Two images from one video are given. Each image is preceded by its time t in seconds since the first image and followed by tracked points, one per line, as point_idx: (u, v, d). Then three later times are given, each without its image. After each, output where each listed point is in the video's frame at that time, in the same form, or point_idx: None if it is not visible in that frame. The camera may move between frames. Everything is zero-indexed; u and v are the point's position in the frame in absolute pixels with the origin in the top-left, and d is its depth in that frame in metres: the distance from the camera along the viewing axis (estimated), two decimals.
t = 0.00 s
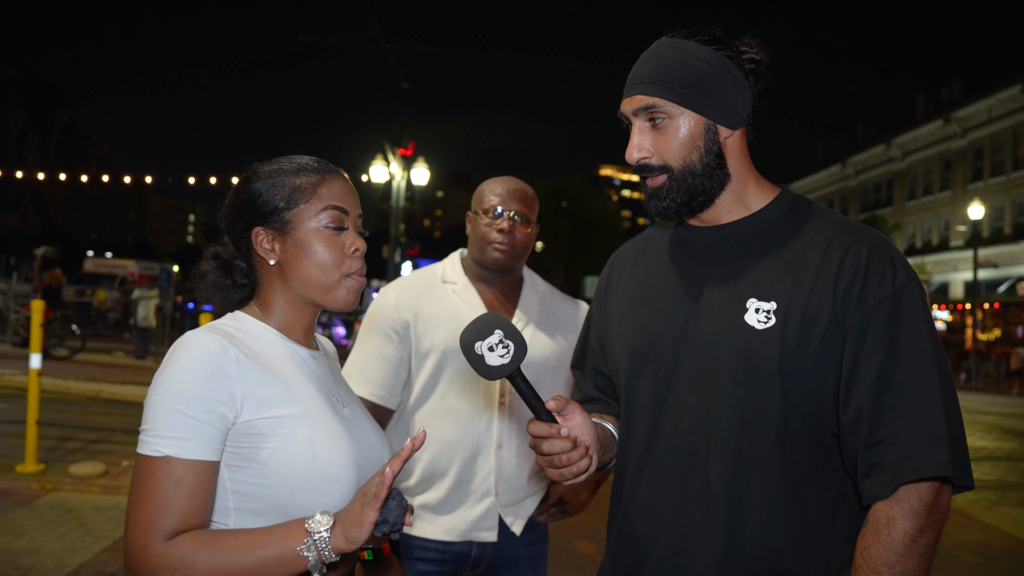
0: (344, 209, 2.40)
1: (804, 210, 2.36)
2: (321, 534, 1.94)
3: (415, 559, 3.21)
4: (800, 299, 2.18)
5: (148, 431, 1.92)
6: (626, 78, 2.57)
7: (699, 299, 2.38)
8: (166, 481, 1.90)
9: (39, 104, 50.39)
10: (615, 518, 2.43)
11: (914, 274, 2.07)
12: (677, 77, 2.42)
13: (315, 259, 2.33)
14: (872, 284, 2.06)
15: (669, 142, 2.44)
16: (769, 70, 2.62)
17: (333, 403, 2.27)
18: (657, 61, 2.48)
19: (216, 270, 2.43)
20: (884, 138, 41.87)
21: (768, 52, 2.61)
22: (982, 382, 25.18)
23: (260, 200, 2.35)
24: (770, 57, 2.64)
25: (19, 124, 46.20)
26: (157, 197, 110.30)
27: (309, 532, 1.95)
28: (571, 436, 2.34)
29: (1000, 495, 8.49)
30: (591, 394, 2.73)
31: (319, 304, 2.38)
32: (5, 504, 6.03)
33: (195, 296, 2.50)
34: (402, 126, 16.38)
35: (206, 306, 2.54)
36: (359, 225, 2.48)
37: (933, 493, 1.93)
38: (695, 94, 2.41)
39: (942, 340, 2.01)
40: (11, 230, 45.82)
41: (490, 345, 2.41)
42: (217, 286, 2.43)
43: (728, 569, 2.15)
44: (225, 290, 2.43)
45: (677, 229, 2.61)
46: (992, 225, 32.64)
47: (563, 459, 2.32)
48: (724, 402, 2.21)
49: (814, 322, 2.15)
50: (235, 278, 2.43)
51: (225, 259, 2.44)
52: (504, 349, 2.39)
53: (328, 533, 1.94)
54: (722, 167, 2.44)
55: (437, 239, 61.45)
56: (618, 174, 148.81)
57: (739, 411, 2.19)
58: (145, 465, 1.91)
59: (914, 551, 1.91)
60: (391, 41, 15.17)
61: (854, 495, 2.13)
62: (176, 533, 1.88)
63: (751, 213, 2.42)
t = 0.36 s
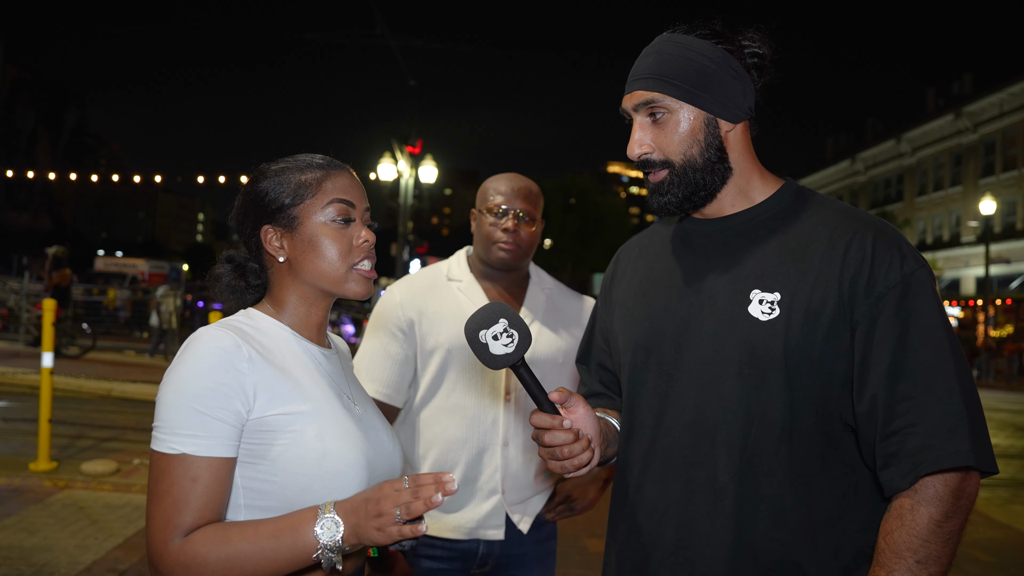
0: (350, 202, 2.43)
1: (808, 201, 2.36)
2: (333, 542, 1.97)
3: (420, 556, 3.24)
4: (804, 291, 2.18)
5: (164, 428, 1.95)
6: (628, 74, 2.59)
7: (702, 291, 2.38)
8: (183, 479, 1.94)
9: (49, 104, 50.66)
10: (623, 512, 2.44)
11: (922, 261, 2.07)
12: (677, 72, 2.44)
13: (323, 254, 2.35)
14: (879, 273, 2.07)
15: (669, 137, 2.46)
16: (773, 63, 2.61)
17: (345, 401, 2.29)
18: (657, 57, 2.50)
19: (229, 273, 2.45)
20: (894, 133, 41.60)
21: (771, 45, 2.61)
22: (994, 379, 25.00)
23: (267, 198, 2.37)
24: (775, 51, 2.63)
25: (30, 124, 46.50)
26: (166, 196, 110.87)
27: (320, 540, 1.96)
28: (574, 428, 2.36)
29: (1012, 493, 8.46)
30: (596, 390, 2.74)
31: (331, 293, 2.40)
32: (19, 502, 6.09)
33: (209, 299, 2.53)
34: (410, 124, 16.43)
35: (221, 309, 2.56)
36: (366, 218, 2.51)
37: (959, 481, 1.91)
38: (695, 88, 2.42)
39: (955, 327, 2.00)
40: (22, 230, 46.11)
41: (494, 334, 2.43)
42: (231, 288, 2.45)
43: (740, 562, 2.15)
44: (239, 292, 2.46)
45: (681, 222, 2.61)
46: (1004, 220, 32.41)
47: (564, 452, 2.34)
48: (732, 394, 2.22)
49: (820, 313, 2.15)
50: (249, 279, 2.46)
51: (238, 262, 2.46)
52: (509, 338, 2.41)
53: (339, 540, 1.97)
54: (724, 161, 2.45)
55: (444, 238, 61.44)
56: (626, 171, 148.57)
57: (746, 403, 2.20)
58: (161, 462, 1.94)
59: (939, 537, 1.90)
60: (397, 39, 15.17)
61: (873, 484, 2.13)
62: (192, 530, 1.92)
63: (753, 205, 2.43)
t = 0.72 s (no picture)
0: (360, 213, 2.42)
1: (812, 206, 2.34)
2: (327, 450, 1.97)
3: (423, 564, 3.20)
4: (808, 295, 2.16)
5: (168, 433, 1.93)
6: (631, 76, 2.59)
7: (703, 295, 2.37)
8: (191, 476, 1.89)
9: (57, 112, 50.96)
10: (627, 518, 2.41)
11: (927, 261, 2.06)
12: (678, 72, 2.44)
13: (333, 265, 2.34)
14: (887, 276, 2.05)
15: (667, 135, 2.45)
16: (777, 78, 2.61)
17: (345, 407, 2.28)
18: (659, 58, 2.50)
19: (231, 282, 2.46)
20: (900, 138, 41.53)
21: (775, 59, 2.60)
22: (1001, 385, 24.90)
23: (275, 210, 2.36)
24: (779, 65, 2.63)
25: (37, 131, 46.74)
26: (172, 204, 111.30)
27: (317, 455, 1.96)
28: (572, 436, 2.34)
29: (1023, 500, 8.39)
30: (599, 400, 2.72)
31: (336, 309, 2.38)
32: (23, 510, 6.09)
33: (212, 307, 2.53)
34: (416, 131, 16.49)
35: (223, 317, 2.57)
36: (374, 228, 2.50)
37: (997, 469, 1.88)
38: (695, 87, 2.42)
39: (968, 330, 1.98)
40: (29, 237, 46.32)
41: (492, 340, 2.42)
42: (233, 297, 2.45)
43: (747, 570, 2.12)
44: (241, 301, 2.46)
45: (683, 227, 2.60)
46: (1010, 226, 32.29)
47: (563, 460, 2.31)
48: (735, 399, 2.20)
49: (824, 316, 2.13)
50: (251, 289, 2.45)
51: (239, 270, 2.47)
52: (507, 344, 2.39)
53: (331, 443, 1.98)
54: (723, 160, 2.44)
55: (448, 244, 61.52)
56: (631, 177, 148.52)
57: (750, 408, 2.17)
58: (169, 464, 1.91)
59: (974, 527, 1.88)
60: (404, 46, 15.23)
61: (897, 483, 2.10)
62: (197, 525, 1.86)
63: (754, 209, 2.42)
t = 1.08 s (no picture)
0: (354, 206, 2.45)
1: (809, 206, 2.37)
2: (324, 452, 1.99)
3: (427, 562, 3.24)
4: (807, 293, 2.19)
5: (176, 434, 1.97)
6: (622, 82, 2.62)
7: (704, 295, 2.40)
8: (199, 480, 1.93)
9: (58, 115, 51.01)
10: (630, 515, 2.45)
11: (924, 262, 2.08)
12: (669, 76, 2.47)
13: (332, 261, 2.37)
14: (883, 275, 2.08)
15: (660, 138, 2.48)
16: (766, 76, 2.64)
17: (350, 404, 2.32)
18: (649, 63, 2.54)
19: (233, 286, 2.49)
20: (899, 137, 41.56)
21: (764, 58, 2.63)
22: (1002, 384, 24.89)
23: (271, 210, 2.39)
24: (769, 63, 2.66)
25: (38, 133, 46.75)
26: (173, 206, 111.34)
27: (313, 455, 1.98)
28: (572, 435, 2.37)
29: (1020, 498, 8.43)
30: (599, 402, 2.76)
31: (339, 303, 2.42)
32: (28, 510, 6.13)
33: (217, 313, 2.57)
34: (416, 131, 16.52)
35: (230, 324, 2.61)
36: (370, 221, 2.53)
37: (979, 480, 1.92)
38: (686, 90, 2.45)
39: (959, 331, 2.01)
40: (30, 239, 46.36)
41: (491, 339, 2.44)
42: (236, 301, 2.49)
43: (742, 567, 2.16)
44: (244, 304, 2.49)
45: (679, 227, 2.63)
46: (1011, 224, 32.28)
47: (563, 459, 2.34)
48: (735, 397, 2.23)
49: (823, 315, 2.16)
50: (253, 291, 2.49)
51: (241, 275, 2.49)
52: (506, 343, 2.42)
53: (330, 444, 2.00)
54: (716, 160, 2.47)
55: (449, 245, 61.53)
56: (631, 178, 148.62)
57: (751, 405, 2.21)
58: (178, 467, 1.95)
59: (956, 537, 1.90)
60: (402, 48, 15.27)
61: (877, 487, 2.13)
62: (205, 526, 1.90)
63: (752, 209, 2.45)
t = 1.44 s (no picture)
0: (371, 208, 2.44)
1: (813, 201, 2.35)
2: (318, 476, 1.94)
3: (435, 558, 3.23)
4: (810, 289, 2.17)
5: (165, 431, 1.95)
6: (624, 80, 2.60)
7: (708, 290, 2.38)
8: (180, 475, 1.91)
9: (62, 111, 51.13)
10: (637, 510, 2.43)
11: (925, 260, 2.05)
12: (671, 74, 2.45)
13: (343, 259, 2.35)
14: (882, 272, 2.06)
15: (664, 136, 2.46)
16: (770, 68, 2.61)
17: (351, 404, 2.32)
18: (650, 61, 2.52)
19: (238, 274, 2.48)
20: (905, 132, 41.38)
21: (767, 50, 2.60)
22: (1007, 379, 24.82)
23: (286, 202, 2.38)
24: (770, 56, 2.63)
25: (43, 129, 46.87)
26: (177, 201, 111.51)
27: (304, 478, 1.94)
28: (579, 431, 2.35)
29: None
30: (607, 396, 2.74)
31: (347, 301, 2.40)
32: (34, 504, 6.15)
33: (219, 301, 2.55)
34: (420, 127, 16.50)
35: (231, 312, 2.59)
36: (385, 225, 2.51)
37: (954, 487, 1.91)
38: (690, 87, 2.43)
39: (957, 328, 1.98)
40: (36, 236, 46.50)
41: (496, 339, 2.43)
42: (239, 289, 2.48)
43: (741, 564, 2.15)
44: (246, 294, 2.49)
45: (686, 222, 2.61)
46: (1017, 219, 32.15)
47: (570, 455, 2.33)
48: (737, 394, 2.22)
49: (824, 312, 2.14)
50: (258, 281, 2.48)
51: (248, 264, 2.48)
52: (510, 342, 2.40)
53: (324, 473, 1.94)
54: (721, 156, 2.44)
55: (453, 240, 61.51)
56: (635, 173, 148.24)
57: (751, 402, 2.19)
58: (163, 463, 1.93)
59: (936, 545, 1.89)
60: (406, 43, 15.22)
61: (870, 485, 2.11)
62: (180, 524, 1.88)
63: (758, 204, 2.43)
